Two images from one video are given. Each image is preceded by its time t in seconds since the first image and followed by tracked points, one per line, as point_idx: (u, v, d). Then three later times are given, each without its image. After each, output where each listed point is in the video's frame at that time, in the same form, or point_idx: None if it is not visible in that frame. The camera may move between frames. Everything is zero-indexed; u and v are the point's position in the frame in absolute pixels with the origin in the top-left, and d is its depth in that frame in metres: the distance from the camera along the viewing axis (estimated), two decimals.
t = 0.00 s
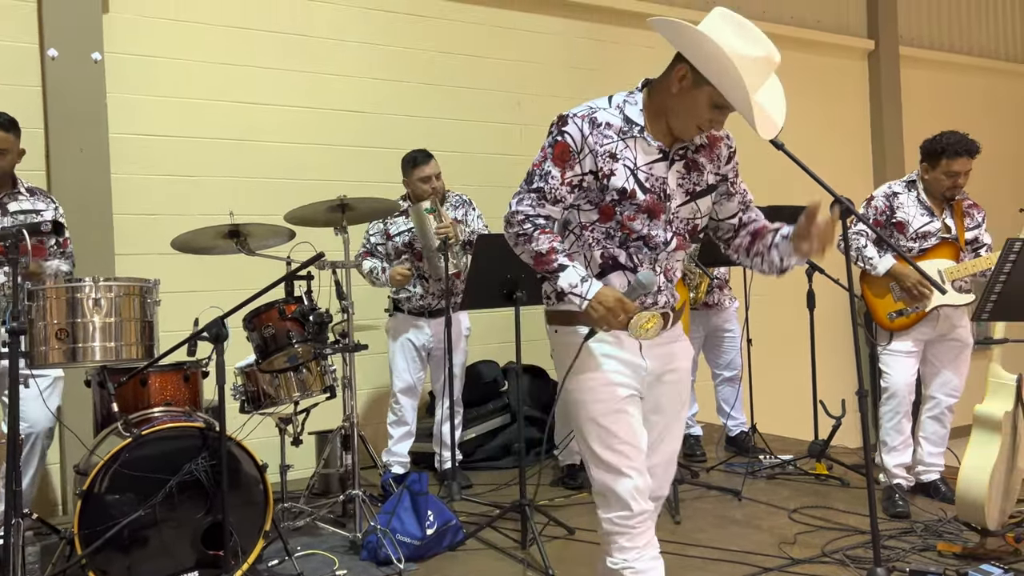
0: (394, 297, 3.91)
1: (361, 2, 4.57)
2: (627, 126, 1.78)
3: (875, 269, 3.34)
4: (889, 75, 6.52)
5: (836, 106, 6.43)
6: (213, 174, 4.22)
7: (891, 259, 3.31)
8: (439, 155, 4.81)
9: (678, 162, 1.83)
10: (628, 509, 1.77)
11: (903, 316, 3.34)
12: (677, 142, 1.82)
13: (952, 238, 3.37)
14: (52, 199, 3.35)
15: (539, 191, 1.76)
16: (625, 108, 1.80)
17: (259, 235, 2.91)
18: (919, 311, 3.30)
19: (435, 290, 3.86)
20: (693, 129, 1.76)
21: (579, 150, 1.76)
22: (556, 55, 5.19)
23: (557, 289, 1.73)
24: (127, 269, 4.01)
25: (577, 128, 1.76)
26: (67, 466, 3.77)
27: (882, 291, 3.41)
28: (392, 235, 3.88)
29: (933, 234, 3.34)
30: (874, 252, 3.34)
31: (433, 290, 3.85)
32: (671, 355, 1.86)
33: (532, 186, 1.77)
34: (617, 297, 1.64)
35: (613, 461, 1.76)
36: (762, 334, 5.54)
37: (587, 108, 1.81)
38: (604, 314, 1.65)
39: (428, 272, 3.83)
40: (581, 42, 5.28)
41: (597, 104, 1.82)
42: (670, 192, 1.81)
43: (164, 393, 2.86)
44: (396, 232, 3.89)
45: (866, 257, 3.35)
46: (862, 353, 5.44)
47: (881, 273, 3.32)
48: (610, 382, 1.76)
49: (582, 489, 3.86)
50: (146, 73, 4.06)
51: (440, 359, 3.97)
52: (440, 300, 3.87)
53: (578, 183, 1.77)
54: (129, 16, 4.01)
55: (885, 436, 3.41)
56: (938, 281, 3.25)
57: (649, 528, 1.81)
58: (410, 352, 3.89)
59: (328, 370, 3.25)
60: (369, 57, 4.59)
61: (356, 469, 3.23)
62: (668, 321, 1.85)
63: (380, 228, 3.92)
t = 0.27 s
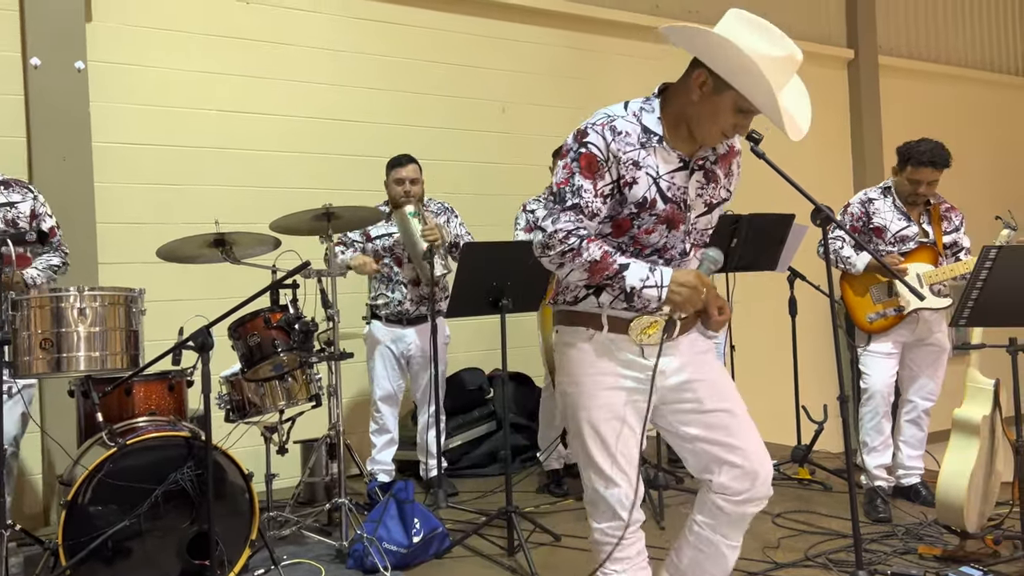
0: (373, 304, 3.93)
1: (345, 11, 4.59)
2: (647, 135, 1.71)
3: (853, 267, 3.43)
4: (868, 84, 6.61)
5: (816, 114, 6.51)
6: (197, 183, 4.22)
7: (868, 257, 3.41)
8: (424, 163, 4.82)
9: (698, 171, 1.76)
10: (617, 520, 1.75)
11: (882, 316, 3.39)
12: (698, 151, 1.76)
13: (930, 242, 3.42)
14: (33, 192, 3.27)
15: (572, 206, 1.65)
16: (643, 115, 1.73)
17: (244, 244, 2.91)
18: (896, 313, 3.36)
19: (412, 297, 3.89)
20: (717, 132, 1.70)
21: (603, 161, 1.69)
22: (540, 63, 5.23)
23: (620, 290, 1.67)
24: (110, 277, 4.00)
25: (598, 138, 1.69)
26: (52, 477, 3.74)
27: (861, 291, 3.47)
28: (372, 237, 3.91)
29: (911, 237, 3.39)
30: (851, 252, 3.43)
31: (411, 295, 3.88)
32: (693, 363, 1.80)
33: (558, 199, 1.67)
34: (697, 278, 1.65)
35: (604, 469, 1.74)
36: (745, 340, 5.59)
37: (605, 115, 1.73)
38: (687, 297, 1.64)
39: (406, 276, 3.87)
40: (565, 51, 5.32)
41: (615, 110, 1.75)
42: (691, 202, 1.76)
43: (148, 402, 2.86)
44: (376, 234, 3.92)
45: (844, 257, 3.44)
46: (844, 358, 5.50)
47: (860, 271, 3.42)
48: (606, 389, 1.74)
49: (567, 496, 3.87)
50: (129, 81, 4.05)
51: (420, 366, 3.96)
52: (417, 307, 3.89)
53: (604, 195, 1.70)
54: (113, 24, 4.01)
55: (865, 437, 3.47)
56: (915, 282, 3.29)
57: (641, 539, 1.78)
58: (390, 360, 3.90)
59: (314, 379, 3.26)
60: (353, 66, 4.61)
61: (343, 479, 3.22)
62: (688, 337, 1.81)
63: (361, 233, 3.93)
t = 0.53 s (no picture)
0: (352, 311, 3.91)
1: (332, 18, 4.60)
2: (678, 138, 1.73)
3: (833, 285, 3.44)
4: (849, 90, 6.69)
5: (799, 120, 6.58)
6: (183, 189, 4.21)
7: (847, 273, 3.42)
8: (411, 169, 4.84)
9: (720, 174, 1.80)
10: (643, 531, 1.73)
11: (863, 325, 3.44)
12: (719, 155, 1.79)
13: (908, 250, 3.48)
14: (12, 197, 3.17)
15: (607, 214, 1.64)
16: (672, 119, 1.75)
17: (231, 251, 2.91)
18: (876, 321, 3.42)
19: (393, 303, 3.88)
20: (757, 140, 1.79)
21: (640, 165, 1.68)
22: (525, 70, 5.26)
23: (640, 323, 1.65)
24: (95, 285, 3.98)
25: (634, 142, 1.68)
26: (37, 486, 3.72)
27: (841, 304, 3.50)
28: (352, 245, 3.91)
29: (890, 247, 3.46)
30: (832, 267, 3.44)
31: (392, 302, 3.87)
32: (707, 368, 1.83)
33: (593, 207, 1.65)
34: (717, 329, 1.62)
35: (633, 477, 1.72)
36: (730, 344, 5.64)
37: (637, 118, 1.73)
38: (705, 349, 1.61)
39: (386, 284, 3.86)
40: (550, 57, 5.36)
41: (644, 113, 1.75)
42: (715, 204, 1.79)
43: (135, 410, 2.85)
44: (355, 242, 3.92)
45: (825, 272, 3.44)
46: (827, 361, 5.55)
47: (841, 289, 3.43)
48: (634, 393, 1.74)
49: (555, 500, 3.89)
50: (114, 88, 4.04)
51: (402, 374, 3.95)
52: (399, 313, 3.88)
53: (638, 200, 1.69)
54: (98, 32, 4.00)
55: (849, 442, 3.51)
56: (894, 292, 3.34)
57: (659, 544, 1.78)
58: (372, 367, 3.90)
59: (301, 386, 3.24)
60: (338, 72, 4.62)
61: (331, 486, 3.21)
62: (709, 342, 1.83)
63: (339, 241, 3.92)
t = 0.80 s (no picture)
0: (335, 314, 3.90)
1: (320, 21, 4.61)
2: (671, 123, 1.76)
3: (819, 284, 3.46)
4: (835, 91, 6.74)
5: (785, 121, 6.63)
6: (172, 192, 4.21)
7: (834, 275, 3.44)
8: (400, 172, 4.85)
9: (709, 162, 1.83)
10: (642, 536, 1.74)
11: (849, 325, 3.47)
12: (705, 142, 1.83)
13: (892, 249, 3.51)
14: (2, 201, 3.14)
15: (583, 185, 1.68)
16: (665, 105, 1.78)
17: (222, 254, 2.91)
18: (861, 321, 3.44)
19: (378, 305, 3.90)
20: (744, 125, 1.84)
21: (630, 146, 1.71)
22: (514, 72, 5.28)
23: (596, 289, 1.70)
24: (84, 289, 3.97)
25: (626, 123, 1.71)
26: (27, 491, 3.70)
27: (828, 303, 3.53)
28: (331, 247, 3.86)
29: (875, 246, 3.49)
30: (818, 269, 3.46)
31: (376, 304, 3.89)
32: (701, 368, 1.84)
33: (576, 179, 1.68)
34: (666, 301, 1.66)
35: (634, 482, 1.73)
36: (718, 344, 5.67)
37: (632, 103, 1.77)
38: (652, 320, 1.65)
39: (370, 285, 3.86)
40: (539, 60, 5.38)
41: (640, 100, 1.78)
42: (707, 190, 1.81)
43: (125, 413, 2.85)
44: (335, 244, 3.87)
45: (812, 273, 3.47)
46: (814, 361, 5.60)
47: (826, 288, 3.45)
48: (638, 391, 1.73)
49: (546, 501, 3.91)
50: (103, 91, 4.03)
51: (388, 375, 3.95)
52: (383, 316, 3.90)
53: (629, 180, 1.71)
54: (86, 35, 4.00)
55: (837, 441, 3.55)
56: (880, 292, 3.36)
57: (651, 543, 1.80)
58: (357, 370, 3.88)
59: (292, 388, 3.28)
60: (327, 75, 4.63)
61: (322, 488, 3.21)
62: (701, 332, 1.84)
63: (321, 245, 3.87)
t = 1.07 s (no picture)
0: (319, 313, 3.87)
1: (312, 21, 4.62)
2: (627, 140, 1.82)
3: (807, 274, 3.53)
4: (824, 91, 6.80)
5: (774, 120, 6.68)
6: (165, 193, 4.21)
7: (821, 263, 3.51)
8: (392, 172, 4.87)
9: (671, 174, 1.88)
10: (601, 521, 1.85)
11: (835, 320, 3.49)
12: (668, 154, 1.89)
13: (879, 246, 3.54)
14: None
15: (569, 212, 1.71)
16: (619, 122, 1.84)
17: (216, 253, 2.92)
18: (848, 315, 3.47)
19: (363, 304, 3.89)
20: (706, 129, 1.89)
21: (592, 165, 1.77)
22: (505, 72, 5.31)
23: (612, 307, 1.74)
24: (76, 289, 3.97)
25: (584, 144, 1.77)
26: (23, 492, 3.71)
27: (815, 297, 3.57)
28: (316, 247, 3.87)
29: (861, 243, 3.53)
30: (805, 258, 3.54)
31: (361, 303, 3.88)
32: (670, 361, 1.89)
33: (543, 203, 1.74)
34: (688, 297, 1.75)
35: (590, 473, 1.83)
36: (710, 342, 5.71)
37: (586, 123, 1.83)
38: (681, 318, 1.73)
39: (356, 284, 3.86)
40: (530, 60, 5.41)
41: (594, 118, 1.85)
42: (666, 202, 1.87)
43: (119, 413, 2.85)
44: (320, 244, 3.88)
45: (799, 263, 3.54)
46: (804, 358, 5.65)
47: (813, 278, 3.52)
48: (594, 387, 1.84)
49: (539, 498, 3.93)
50: (94, 92, 4.03)
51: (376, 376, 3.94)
52: (368, 314, 3.90)
53: (594, 198, 1.77)
54: (78, 35, 4.00)
55: (826, 434, 3.58)
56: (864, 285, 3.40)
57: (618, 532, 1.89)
58: (344, 369, 3.90)
59: (285, 388, 3.28)
60: (319, 75, 4.64)
61: (316, 487, 3.22)
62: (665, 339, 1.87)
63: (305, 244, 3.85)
